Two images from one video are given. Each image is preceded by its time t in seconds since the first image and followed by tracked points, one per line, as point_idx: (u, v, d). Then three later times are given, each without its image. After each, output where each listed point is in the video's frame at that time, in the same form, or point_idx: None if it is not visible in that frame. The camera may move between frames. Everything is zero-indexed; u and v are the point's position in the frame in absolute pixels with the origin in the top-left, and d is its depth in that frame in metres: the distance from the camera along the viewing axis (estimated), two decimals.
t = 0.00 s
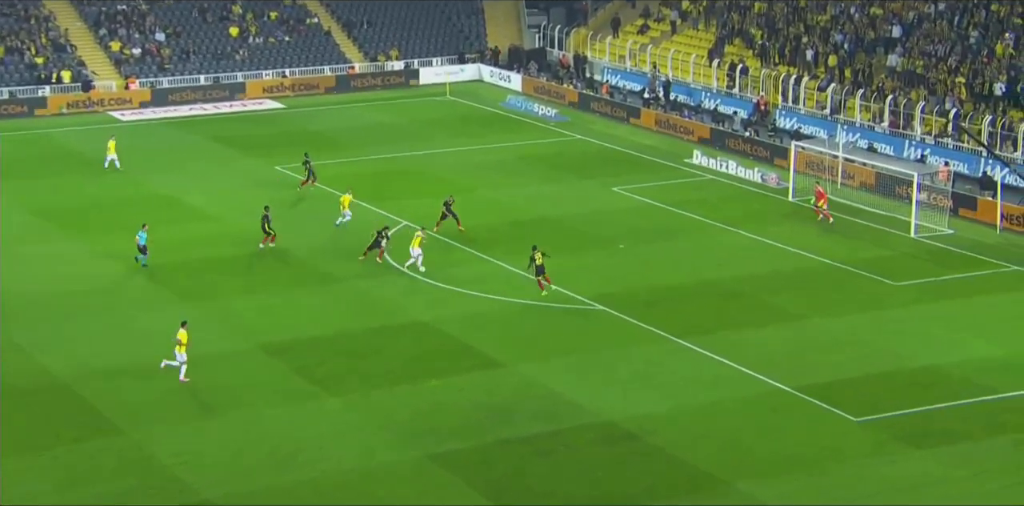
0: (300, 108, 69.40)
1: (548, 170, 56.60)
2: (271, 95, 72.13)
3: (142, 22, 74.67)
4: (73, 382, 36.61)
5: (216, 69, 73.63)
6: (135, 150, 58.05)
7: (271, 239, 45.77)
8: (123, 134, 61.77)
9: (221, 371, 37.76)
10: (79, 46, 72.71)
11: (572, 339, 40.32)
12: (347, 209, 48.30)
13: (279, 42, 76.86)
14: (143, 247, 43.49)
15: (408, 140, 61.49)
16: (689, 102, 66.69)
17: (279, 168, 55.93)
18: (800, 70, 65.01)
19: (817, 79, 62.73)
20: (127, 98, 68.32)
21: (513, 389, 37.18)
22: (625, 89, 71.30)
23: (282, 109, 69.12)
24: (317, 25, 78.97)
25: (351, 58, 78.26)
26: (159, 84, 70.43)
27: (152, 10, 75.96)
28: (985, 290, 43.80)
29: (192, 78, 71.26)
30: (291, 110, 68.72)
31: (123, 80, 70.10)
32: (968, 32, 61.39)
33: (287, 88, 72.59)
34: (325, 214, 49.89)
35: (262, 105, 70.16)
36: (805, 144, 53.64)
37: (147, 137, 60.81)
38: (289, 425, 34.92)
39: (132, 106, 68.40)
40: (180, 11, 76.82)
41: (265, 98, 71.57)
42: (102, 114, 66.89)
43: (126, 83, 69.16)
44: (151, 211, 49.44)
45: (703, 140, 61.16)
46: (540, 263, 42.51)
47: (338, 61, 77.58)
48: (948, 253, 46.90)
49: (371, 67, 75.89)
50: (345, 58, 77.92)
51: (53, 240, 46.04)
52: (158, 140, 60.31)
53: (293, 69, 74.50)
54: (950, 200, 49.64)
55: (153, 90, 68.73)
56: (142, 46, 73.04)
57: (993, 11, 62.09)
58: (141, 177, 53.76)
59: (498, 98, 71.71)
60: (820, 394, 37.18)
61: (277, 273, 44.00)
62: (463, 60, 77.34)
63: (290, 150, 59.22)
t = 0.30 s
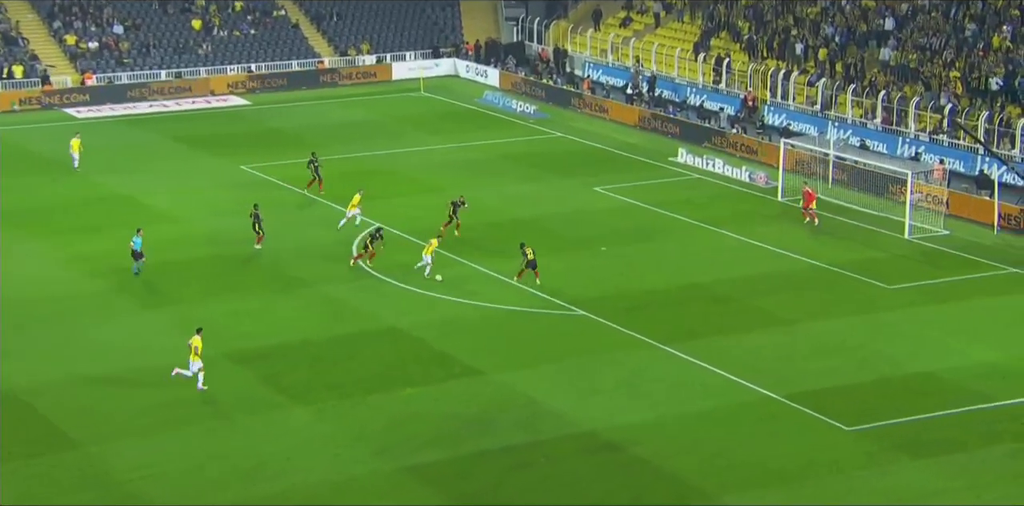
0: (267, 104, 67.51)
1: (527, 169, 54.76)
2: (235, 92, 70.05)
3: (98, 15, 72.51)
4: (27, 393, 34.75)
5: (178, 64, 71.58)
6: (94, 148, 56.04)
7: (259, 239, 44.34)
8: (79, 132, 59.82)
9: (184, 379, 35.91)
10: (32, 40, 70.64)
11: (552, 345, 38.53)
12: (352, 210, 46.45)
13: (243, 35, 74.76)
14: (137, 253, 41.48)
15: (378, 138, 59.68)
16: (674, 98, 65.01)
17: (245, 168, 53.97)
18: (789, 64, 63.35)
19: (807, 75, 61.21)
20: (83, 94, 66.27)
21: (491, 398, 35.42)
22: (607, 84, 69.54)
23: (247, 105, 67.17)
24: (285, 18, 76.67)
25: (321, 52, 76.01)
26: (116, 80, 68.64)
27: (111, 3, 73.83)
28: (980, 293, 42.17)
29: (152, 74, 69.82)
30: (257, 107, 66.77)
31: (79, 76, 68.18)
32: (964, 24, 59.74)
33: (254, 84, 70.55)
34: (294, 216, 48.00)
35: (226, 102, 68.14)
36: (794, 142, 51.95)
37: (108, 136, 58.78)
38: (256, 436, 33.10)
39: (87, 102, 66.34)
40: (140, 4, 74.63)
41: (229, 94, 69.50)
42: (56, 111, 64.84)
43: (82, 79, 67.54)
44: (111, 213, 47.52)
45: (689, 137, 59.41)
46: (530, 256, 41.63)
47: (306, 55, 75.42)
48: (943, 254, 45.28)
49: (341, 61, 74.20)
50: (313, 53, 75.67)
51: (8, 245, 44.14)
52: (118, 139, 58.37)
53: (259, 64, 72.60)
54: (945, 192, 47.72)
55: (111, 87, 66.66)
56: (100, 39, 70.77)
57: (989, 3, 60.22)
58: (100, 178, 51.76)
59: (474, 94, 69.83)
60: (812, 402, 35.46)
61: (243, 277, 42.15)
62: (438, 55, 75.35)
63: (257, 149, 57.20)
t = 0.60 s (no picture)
0: (237, 102, 66.10)
1: (506, 168, 53.57)
2: (202, 88, 68.68)
3: (61, 9, 71.35)
4: None
5: (143, 59, 69.87)
6: (59, 147, 54.66)
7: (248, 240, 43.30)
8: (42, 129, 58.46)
9: (151, 386, 34.64)
10: None
11: (532, 350, 37.33)
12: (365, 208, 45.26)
13: (211, 30, 73.32)
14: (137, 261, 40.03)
15: (351, 136, 58.41)
16: (657, 95, 63.63)
17: (215, 168, 52.64)
18: (775, 59, 62.36)
19: (793, 70, 60.21)
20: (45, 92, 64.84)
21: (469, 403, 34.25)
22: (589, 81, 68.52)
23: (216, 103, 65.82)
24: (254, 13, 75.40)
25: (293, 49, 74.52)
26: (80, 76, 67.44)
27: None
28: (969, 295, 41.15)
29: (117, 70, 68.33)
30: (226, 104, 65.52)
31: (41, 72, 66.91)
32: (954, 19, 58.98)
33: (224, 82, 69.30)
34: (265, 217, 46.75)
35: (196, 99, 66.78)
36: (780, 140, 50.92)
37: (74, 135, 57.39)
38: (225, 445, 31.86)
39: (49, 99, 64.89)
40: None
41: (197, 91, 68.13)
42: (17, 108, 63.47)
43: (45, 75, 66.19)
44: (76, 215, 46.19)
45: (672, 135, 58.29)
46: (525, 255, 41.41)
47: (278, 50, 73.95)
48: (932, 255, 44.28)
49: (314, 57, 72.73)
50: (286, 49, 74.14)
51: None
52: (84, 137, 57.02)
53: (229, 60, 71.65)
54: (935, 190, 46.90)
55: (75, 84, 65.19)
56: (62, 34, 69.65)
57: None
58: (65, 178, 50.39)
59: (452, 91, 68.57)
60: (800, 408, 34.36)
61: (213, 281, 40.92)
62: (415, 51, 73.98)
63: (227, 148, 55.80)
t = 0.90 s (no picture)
0: (203, 101, 65.30)
1: (478, 168, 53.05)
2: (169, 87, 67.89)
3: (24, 6, 70.42)
4: None
5: (107, 57, 69.06)
6: (22, 147, 53.79)
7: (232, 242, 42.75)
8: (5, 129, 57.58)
9: (117, 390, 33.98)
10: None
11: (505, 352, 36.85)
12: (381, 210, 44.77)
13: (177, 27, 72.41)
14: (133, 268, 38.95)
15: (321, 136, 57.72)
16: (631, 93, 63.62)
17: (182, 168, 51.91)
18: (750, 57, 62.11)
19: (768, 68, 59.96)
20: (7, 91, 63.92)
21: (441, 406, 33.74)
22: (563, 79, 68.08)
23: (183, 102, 65.01)
24: (221, 10, 74.56)
25: (261, 46, 73.69)
26: (43, 74, 66.43)
27: None
28: (944, 295, 40.91)
29: (81, 68, 67.36)
30: (191, 103, 64.70)
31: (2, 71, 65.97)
32: (929, 16, 58.88)
33: (192, 81, 68.42)
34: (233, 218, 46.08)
35: (162, 98, 66.02)
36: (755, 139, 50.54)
37: (38, 134, 56.54)
38: (193, 450, 31.25)
39: (11, 98, 63.90)
40: None
41: (164, 91, 67.32)
42: None
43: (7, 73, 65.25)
44: (40, 216, 45.40)
45: (646, 134, 57.88)
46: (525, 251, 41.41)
47: (246, 48, 73.19)
48: (908, 254, 44.04)
49: (283, 55, 71.75)
50: (253, 46, 73.36)
51: None
52: (48, 137, 56.17)
53: (195, 58, 70.71)
54: (911, 188, 46.61)
55: (38, 82, 64.29)
56: (25, 32, 68.69)
57: None
58: (28, 179, 49.55)
59: (423, 89, 67.95)
60: (776, 408, 33.99)
61: (181, 283, 40.25)
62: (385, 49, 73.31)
63: (195, 148, 55.05)
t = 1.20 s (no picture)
0: (153, 100, 63.94)
1: (438, 167, 52.14)
2: (120, 85, 66.41)
3: None
4: None
5: (55, 55, 67.72)
6: None
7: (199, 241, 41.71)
8: None
9: (65, 398, 32.85)
10: None
11: (467, 356, 35.94)
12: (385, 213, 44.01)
13: (127, 24, 70.89)
14: (109, 278, 37.42)
15: (277, 135, 56.60)
16: (596, 91, 62.61)
17: (132, 168, 50.72)
18: (715, 54, 61.49)
19: (734, 65, 59.34)
20: None
21: (401, 411, 32.81)
22: (526, 76, 67.21)
23: (133, 101, 63.69)
24: (173, 6, 73.22)
25: (214, 43, 72.36)
26: None
27: None
28: (912, 295, 40.37)
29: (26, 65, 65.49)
30: (141, 102, 63.35)
31: None
32: (896, 11, 58.47)
33: (144, 78, 66.99)
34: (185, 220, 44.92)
35: (111, 96, 64.65)
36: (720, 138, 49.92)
37: None
38: (143, 459, 30.17)
39: None
40: None
41: (114, 89, 65.89)
42: None
43: None
44: None
45: (611, 132, 57.11)
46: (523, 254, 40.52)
47: (198, 45, 71.83)
48: (877, 254, 43.47)
49: (236, 53, 70.05)
50: (206, 43, 72.05)
51: None
52: None
53: (146, 56, 69.04)
54: (878, 187, 46.32)
55: None
56: None
57: None
58: None
59: (383, 88, 66.83)
60: (743, 412, 33.28)
61: (132, 288, 39.11)
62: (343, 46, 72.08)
63: (147, 148, 53.86)
